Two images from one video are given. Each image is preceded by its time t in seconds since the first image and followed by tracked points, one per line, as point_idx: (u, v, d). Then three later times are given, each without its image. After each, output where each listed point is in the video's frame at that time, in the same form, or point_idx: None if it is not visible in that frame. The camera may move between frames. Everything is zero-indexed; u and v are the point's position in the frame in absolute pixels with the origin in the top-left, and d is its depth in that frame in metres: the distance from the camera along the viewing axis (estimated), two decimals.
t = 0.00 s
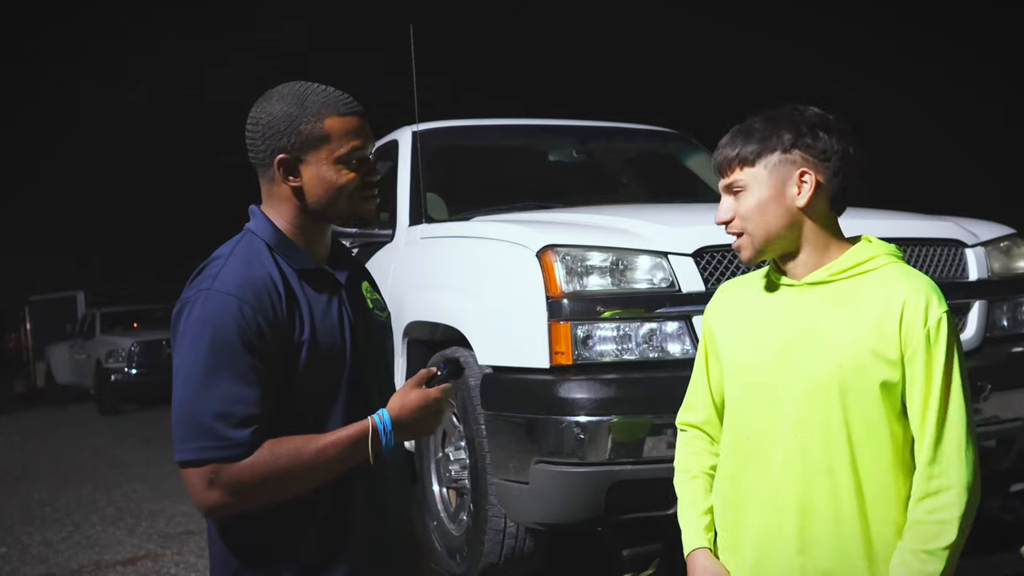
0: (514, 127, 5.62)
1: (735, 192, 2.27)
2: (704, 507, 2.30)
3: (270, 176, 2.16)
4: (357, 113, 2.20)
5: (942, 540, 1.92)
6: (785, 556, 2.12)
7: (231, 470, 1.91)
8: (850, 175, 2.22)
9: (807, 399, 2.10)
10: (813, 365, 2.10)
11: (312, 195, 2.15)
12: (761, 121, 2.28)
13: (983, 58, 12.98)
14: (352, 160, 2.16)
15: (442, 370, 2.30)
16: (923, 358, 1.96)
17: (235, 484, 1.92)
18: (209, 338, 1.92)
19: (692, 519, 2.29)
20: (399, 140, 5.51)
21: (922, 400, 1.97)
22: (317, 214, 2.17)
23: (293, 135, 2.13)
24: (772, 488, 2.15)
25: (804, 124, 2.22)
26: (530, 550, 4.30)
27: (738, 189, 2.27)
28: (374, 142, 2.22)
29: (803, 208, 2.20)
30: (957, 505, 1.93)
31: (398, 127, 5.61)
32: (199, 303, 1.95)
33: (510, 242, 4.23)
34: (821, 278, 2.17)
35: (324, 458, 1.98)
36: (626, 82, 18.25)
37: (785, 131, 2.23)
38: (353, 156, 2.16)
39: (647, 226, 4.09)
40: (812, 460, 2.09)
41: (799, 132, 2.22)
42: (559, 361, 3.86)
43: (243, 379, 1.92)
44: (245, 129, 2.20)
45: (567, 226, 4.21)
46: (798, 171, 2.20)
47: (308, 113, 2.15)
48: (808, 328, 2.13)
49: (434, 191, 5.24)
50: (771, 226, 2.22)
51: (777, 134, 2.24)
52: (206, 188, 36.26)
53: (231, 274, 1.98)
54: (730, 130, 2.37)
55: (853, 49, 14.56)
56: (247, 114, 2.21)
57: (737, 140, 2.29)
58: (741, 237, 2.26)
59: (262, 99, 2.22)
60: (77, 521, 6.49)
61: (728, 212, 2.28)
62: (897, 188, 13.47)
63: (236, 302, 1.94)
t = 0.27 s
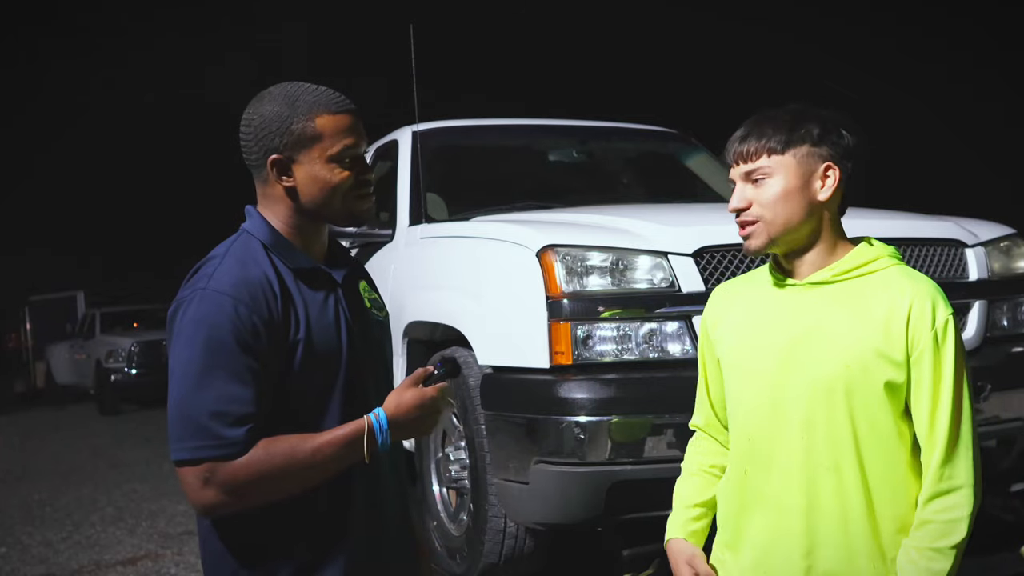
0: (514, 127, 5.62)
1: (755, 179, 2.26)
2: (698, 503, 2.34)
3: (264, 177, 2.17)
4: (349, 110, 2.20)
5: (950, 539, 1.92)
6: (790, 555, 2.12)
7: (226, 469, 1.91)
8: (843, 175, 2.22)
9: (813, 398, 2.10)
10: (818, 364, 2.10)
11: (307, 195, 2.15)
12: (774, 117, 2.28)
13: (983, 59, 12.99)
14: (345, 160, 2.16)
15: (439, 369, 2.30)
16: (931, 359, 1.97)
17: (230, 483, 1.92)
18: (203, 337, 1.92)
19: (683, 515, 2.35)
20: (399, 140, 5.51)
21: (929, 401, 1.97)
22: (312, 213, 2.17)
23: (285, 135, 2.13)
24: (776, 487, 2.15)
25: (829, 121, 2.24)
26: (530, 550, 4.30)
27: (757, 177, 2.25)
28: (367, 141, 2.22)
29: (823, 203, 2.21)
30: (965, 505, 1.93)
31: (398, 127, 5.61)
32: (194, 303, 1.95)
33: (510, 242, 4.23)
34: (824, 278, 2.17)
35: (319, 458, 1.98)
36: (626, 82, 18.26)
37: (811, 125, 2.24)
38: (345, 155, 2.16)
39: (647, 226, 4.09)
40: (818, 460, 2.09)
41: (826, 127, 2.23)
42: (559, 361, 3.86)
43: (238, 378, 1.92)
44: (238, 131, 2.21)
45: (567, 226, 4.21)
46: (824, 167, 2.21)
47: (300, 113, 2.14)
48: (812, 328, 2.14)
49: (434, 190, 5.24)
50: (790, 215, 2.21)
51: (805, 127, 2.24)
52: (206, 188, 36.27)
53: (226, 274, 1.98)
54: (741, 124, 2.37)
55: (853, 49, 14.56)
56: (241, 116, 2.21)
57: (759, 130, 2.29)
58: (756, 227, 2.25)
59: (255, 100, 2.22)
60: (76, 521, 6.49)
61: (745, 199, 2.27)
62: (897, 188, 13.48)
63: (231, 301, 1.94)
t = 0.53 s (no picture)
0: (514, 127, 5.62)
1: (751, 193, 2.26)
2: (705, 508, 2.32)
3: (260, 179, 2.17)
4: (343, 110, 2.20)
5: (956, 541, 1.92)
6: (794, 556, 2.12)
7: (223, 469, 1.91)
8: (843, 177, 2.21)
9: (817, 400, 2.09)
10: (822, 366, 2.10)
11: (302, 196, 2.15)
12: (772, 121, 2.28)
13: (983, 59, 12.99)
14: (341, 159, 2.16)
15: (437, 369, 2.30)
16: (937, 362, 1.97)
17: (228, 483, 1.92)
18: (200, 338, 1.92)
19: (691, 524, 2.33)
20: (398, 140, 5.51)
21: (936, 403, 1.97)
22: (307, 212, 2.17)
23: (279, 136, 2.13)
24: (780, 489, 2.15)
25: (821, 124, 2.23)
26: (530, 550, 4.30)
27: (754, 188, 2.25)
28: (363, 141, 2.21)
29: (822, 210, 2.20)
30: (974, 506, 1.94)
31: (398, 127, 5.61)
32: (191, 304, 1.95)
33: (510, 242, 4.23)
34: (829, 280, 2.17)
35: (317, 458, 1.97)
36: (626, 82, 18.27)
37: (804, 131, 2.23)
38: (340, 155, 2.15)
39: (648, 226, 4.09)
40: (822, 462, 2.08)
41: (817, 132, 2.22)
42: (559, 361, 3.86)
43: (236, 378, 1.92)
44: (233, 133, 2.21)
45: (567, 226, 4.21)
46: (819, 173, 2.20)
47: (293, 114, 2.15)
48: (816, 330, 2.13)
49: (434, 191, 5.24)
50: (792, 224, 2.21)
51: (795, 134, 2.24)
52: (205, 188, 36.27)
53: (223, 274, 1.98)
54: (739, 129, 2.37)
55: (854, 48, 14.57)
56: (236, 117, 2.21)
57: (753, 140, 2.28)
58: (756, 238, 2.25)
59: (249, 101, 2.22)
60: (76, 521, 6.49)
61: (744, 211, 2.27)
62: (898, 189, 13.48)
63: (228, 302, 1.94)
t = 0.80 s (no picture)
0: (514, 127, 5.62)
1: (739, 197, 2.28)
2: (708, 511, 2.29)
3: (261, 179, 2.17)
4: (344, 111, 2.20)
5: (954, 546, 1.92)
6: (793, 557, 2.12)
7: (221, 470, 1.91)
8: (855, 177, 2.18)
9: (819, 400, 2.09)
10: (824, 367, 2.09)
11: (302, 197, 2.15)
12: (774, 121, 2.28)
13: (983, 59, 13.00)
14: (340, 160, 2.16)
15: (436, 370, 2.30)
16: (938, 365, 1.97)
17: (226, 483, 1.92)
18: (198, 339, 1.92)
19: (698, 528, 2.27)
20: (398, 140, 5.51)
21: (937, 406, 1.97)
22: (307, 213, 2.17)
23: (280, 137, 2.13)
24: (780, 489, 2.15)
25: (806, 131, 2.21)
26: (530, 550, 4.30)
27: (740, 194, 2.27)
28: (363, 141, 2.22)
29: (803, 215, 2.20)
30: (971, 511, 1.94)
31: (398, 127, 5.61)
32: (190, 305, 1.95)
33: (510, 242, 4.22)
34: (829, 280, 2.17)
35: (316, 459, 1.97)
36: (626, 82, 18.28)
37: (786, 137, 2.22)
38: (341, 156, 2.16)
39: (647, 226, 4.09)
40: (822, 462, 2.08)
41: (800, 139, 2.21)
42: (559, 361, 3.86)
43: (235, 379, 1.92)
44: (233, 133, 2.21)
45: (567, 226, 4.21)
46: (798, 180, 2.19)
47: (293, 115, 2.14)
48: (817, 331, 2.13)
49: (434, 191, 5.24)
50: (773, 229, 2.21)
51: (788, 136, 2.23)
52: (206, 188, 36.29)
53: (222, 274, 1.98)
54: (741, 129, 2.36)
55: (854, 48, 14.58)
56: (236, 117, 2.20)
57: (743, 145, 2.29)
58: (741, 243, 2.27)
59: (249, 102, 2.22)
60: (76, 521, 6.49)
61: (732, 215, 2.29)
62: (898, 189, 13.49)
63: (226, 302, 1.94)
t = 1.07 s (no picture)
0: (514, 127, 5.61)
1: (739, 189, 2.29)
2: (710, 510, 2.29)
3: (260, 180, 2.17)
4: (344, 111, 2.20)
5: (949, 546, 1.92)
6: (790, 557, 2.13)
7: (222, 469, 1.91)
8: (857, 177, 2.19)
9: (814, 399, 2.09)
10: (821, 367, 2.09)
11: (303, 197, 2.15)
12: (775, 119, 2.28)
13: (983, 59, 13.01)
14: (341, 159, 2.16)
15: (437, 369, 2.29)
16: (932, 364, 1.97)
17: (226, 484, 1.92)
18: (197, 340, 1.91)
19: (699, 527, 2.28)
20: (398, 140, 5.51)
21: (931, 404, 1.97)
22: (307, 213, 2.17)
23: (280, 137, 2.13)
24: (777, 489, 2.15)
25: (809, 129, 2.21)
26: (530, 551, 4.30)
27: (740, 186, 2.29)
28: (363, 140, 2.22)
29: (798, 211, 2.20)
30: (966, 510, 1.94)
31: (398, 127, 5.61)
32: (190, 305, 1.95)
33: (510, 242, 4.22)
34: (830, 280, 2.17)
35: (315, 459, 1.97)
36: (626, 82, 18.29)
37: (789, 135, 2.23)
38: (341, 155, 2.16)
39: (648, 226, 4.09)
40: (818, 462, 2.08)
41: (801, 136, 2.21)
42: (559, 361, 3.86)
43: (234, 379, 1.92)
44: (232, 133, 2.20)
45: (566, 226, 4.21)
46: (795, 177, 2.20)
47: (294, 115, 2.14)
48: (814, 330, 2.13)
49: (435, 191, 5.24)
50: (768, 224, 2.23)
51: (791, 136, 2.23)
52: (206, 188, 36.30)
53: (222, 274, 1.98)
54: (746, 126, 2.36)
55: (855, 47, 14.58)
56: (235, 117, 2.20)
57: (749, 137, 2.30)
58: (739, 234, 2.29)
59: (249, 102, 2.22)
60: (76, 521, 6.49)
61: (731, 207, 2.31)
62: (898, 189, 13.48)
63: (225, 302, 1.94)
